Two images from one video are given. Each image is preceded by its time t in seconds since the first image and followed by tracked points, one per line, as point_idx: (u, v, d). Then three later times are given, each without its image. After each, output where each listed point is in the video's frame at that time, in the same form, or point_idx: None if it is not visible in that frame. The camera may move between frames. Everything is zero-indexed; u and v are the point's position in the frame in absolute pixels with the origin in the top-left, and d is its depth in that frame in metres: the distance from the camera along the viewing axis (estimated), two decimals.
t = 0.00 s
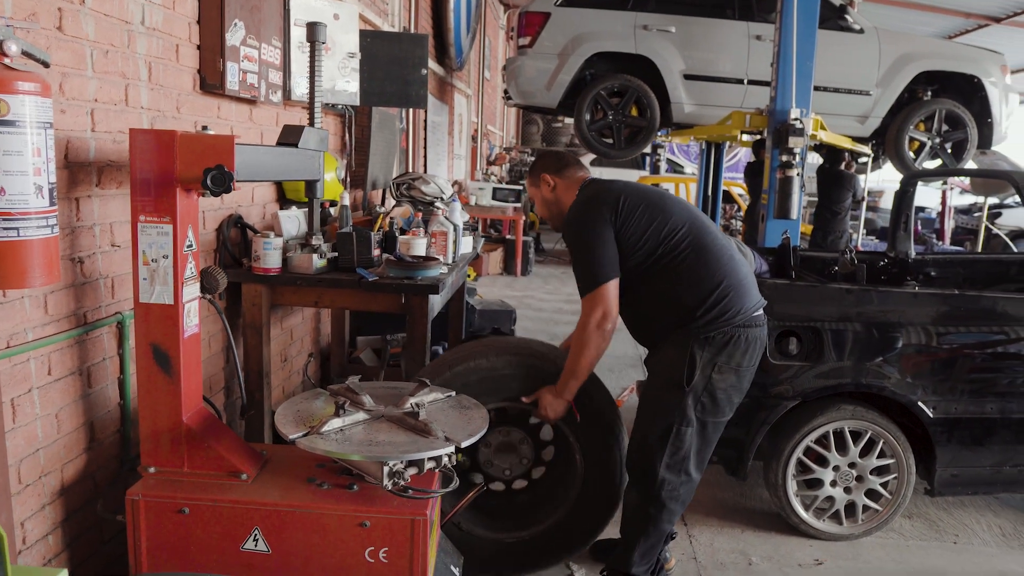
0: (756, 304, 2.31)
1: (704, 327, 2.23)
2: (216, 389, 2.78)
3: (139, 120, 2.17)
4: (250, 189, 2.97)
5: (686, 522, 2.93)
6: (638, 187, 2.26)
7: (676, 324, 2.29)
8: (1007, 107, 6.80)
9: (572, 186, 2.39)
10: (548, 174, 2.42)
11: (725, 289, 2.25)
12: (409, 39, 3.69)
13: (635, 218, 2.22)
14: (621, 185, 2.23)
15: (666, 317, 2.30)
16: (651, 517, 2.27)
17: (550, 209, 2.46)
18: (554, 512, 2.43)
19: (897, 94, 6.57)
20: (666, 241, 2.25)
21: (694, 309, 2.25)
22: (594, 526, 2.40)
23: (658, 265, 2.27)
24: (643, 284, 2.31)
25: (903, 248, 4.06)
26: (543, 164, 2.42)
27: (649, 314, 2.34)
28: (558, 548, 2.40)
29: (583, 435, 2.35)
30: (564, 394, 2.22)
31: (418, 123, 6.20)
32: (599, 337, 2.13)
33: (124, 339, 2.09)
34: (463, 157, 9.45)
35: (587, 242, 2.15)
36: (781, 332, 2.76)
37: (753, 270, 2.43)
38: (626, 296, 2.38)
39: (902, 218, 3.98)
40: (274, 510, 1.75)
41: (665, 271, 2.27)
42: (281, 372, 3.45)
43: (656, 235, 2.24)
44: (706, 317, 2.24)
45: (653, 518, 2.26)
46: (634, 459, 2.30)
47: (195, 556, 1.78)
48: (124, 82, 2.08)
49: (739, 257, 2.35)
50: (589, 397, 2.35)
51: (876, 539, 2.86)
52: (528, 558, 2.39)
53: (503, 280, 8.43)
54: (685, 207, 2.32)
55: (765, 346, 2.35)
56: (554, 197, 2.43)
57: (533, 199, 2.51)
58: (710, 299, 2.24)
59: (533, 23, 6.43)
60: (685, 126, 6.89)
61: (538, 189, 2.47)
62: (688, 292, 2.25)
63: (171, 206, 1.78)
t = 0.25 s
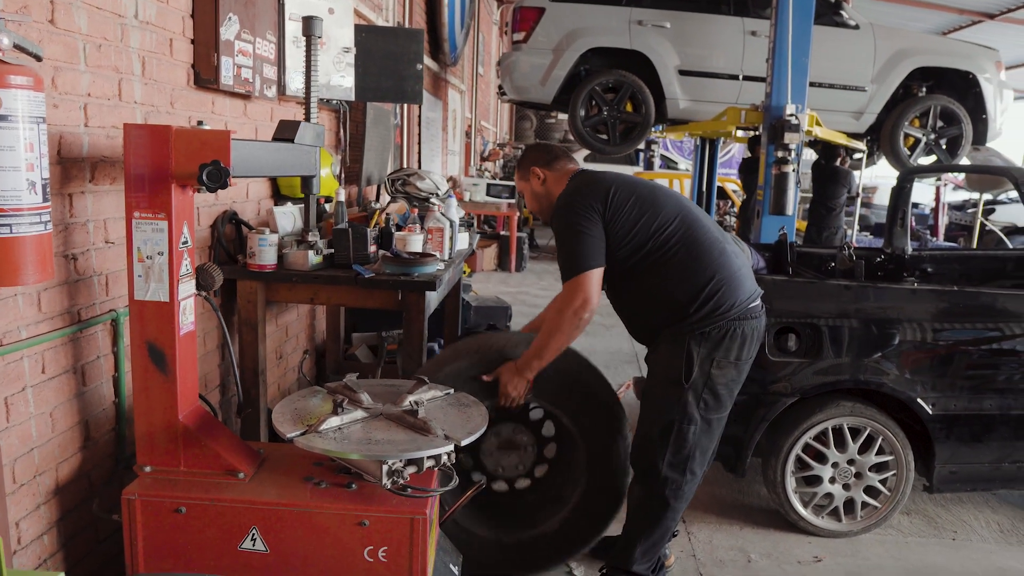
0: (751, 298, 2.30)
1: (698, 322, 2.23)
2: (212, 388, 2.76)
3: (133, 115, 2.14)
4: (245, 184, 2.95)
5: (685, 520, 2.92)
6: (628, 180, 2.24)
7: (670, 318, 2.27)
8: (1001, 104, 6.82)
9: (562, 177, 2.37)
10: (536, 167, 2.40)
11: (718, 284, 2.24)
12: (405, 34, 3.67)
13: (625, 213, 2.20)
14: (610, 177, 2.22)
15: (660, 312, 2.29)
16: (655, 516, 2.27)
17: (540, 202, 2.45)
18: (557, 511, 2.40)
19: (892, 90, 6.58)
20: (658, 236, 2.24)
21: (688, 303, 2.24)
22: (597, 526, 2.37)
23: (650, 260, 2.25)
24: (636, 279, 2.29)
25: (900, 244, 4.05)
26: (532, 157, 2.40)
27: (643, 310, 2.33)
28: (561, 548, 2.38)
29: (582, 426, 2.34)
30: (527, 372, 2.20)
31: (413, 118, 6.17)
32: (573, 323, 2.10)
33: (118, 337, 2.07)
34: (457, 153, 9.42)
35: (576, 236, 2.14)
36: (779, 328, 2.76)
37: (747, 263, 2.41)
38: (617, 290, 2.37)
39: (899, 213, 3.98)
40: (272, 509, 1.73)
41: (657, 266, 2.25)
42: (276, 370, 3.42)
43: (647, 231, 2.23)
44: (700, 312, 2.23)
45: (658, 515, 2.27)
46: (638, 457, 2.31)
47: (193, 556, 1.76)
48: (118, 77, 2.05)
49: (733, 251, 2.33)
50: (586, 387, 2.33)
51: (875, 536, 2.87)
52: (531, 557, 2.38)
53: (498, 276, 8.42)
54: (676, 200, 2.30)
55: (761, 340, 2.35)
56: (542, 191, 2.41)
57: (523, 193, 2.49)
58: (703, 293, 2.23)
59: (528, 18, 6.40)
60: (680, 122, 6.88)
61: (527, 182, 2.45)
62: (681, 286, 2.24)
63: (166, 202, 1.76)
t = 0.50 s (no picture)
0: (763, 290, 2.25)
1: (711, 317, 2.18)
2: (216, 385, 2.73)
3: (131, 108, 2.09)
4: (246, 177, 2.89)
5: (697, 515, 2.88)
6: (630, 177, 2.19)
7: (681, 314, 2.23)
8: (1010, 90, 6.74)
9: (560, 178, 2.31)
10: (532, 169, 2.34)
11: (730, 277, 2.19)
12: (407, 23, 3.60)
13: (630, 213, 2.15)
14: (611, 177, 2.16)
15: (670, 308, 2.24)
16: (668, 512, 2.23)
17: (538, 204, 2.39)
18: (559, 502, 2.37)
19: (899, 78, 6.51)
20: (665, 232, 2.19)
21: (699, 298, 2.19)
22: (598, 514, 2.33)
23: (659, 257, 2.20)
24: (644, 277, 2.24)
25: (910, 233, 3.99)
26: (528, 157, 2.34)
27: (652, 307, 2.28)
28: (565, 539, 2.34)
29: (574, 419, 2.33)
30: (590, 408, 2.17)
31: (414, 110, 6.11)
32: (600, 340, 2.06)
33: (119, 335, 2.02)
34: (458, 145, 9.36)
35: (581, 241, 2.08)
36: (791, 320, 2.71)
37: (756, 253, 2.36)
38: (625, 289, 2.32)
39: (908, 202, 3.92)
40: (277, 511, 1.69)
41: (666, 263, 2.21)
42: (280, 367, 3.38)
43: (655, 229, 2.17)
44: (712, 306, 2.18)
45: (671, 513, 2.22)
46: (650, 454, 2.26)
47: (197, 559, 1.73)
48: (114, 68, 2.00)
49: (742, 242, 2.28)
50: (576, 380, 2.31)
51: (891, 529, 2.83)
52: (535, 553, 2.35)
53: (501, 269, 8.37)
54: (681, 194, 2.25)
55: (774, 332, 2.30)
56: (540, 193, 2.35)
57: (517, 195, 2.42)
58: (715, 288, 2.18)
59: (529, 7, 6.33)
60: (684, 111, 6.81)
61: (523, 183, 2.38)
62: (692, 282, 2.19)
63: (164, 196, 1.71)
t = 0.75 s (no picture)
0: (793, 287, 2.16)
1: (738, 318, 2.09)
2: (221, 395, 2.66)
3: (123, 109, 2.00)
4: (246, 178, 2.81)
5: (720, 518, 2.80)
6: (655, 176, 2.08)
7: (707, 315, 2.13)
8: None
9: (580, 176, 2.21)
10: (549, 166, 2.23)
11: (759, 275, 2.10)
12: (407, 15, 3.50)
13: (654, 212, 2.05)
14: (633, 175, 2.05)
15: (695, 308, 2.14)
16: (686, 520, 2.15)
17: (554, 202, 2.28)
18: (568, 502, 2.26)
19: (909, 60, 6.37)
20: (690, 230, 2.09)
21: (727, 300, 2.10)
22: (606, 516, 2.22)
23: (683, 256, 2.11)
24: (668, 277, 2.14)
25: (929, 219, 3.88)
26: (543, 154, 2.23)
27: (676, 308, 2.19)
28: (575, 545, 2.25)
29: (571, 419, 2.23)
30: (590, 398, 2.11)
31: (416, 106, 6.01)
32: (629, 349, 2.00)
33: (116, 347, 1.94)
34: (462, 140, 9.26)
35: (606, 246, 1.98)
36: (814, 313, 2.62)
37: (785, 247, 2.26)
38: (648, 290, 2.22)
39: (928, 186, 3.75)
40: (284, 529, 1.61)
41: (691, 262, 2.11)
42: (287, 373, 3.30)
43: (679, 228, 2.08)
44: (739, 306, 2.09)
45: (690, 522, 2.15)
46: (668, 460, 2.17)
47: None
48: (104, 68, 1.91)
49: (770, 237, 2.18)
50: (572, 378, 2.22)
51: (921, 529, 2.74)
52: (549, 559, 2.26)
53: (508, 264, 8.29)
54: (705, 189, 2.14)
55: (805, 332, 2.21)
56: (557, 191, 2.24)
57: (530, 193, 2.32)
58: (743, 287, 2.09)
59: None
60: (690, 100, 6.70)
61: (537, 179, 2.26)
62: (718, 281, 2.10)
63: (158, 200, 1.62)
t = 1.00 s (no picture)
0: (817, 294, 2.04)
1: (759, 327, 1.97)
2: (225, 410, 2.58)
3: (117, 118, 1.92)
4: (249, 187, 2.72)
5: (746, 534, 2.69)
6: (671, 168, 1.98)
7: (724, 322, 2.02)
8: None
9: (592, 165, 2.13)
10: (560, 154, 2.15)
11: (779, 279, 1.98)
12: (413, 17, 3.41)
13: (668, 206, 1.94)
14: (648, 164, 1.95)
15: (712, 315, 2.03)
16: (715, 545, 2.07)
17: (566, 191, 2.20)
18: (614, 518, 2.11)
19: (927, 56, 6.21)
20: (707, 229, 1.98)
21: (746, 304, 1.98)
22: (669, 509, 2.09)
23: (700, 257, 1.99)
24: (683, 279, 2.03)
25: (955, 219, 3.74)
26: (554, 142, 2.15)
27: (691, 314, 2.08)
28: (643, 547, 2.10)
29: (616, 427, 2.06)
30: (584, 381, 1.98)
31: (424, 110, 5.93)
32: (631, 336, 1.86)
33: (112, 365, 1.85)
34: (471, 145, 9.17)
35: (615, 238, 1.87)
36: (842, 321, 2.50)
37: (809, 250, 2.14)
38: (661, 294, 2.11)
39: (953, 185, 3.69)
40: (288, 560, 1.50)
41: (708, 263, 1.99)
42: (294, 386, 3.21)
43: (695, 225, 1.97)
44: (759, 314, 1.97)
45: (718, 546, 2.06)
46: (692, 481, 2.08)
47: None
48: (96, 75, 1.83)
49: (793, 241, 2.06)
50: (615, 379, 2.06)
51: (958, 545, 2.61)
52: None
53: (520, 270, 8.19)
54: (724, 186, 2.03)
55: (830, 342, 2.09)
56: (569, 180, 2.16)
57: (540, 183, 2.25)
58: (764, 292, 1.97)
59: None
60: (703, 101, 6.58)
61: (549, 169, 2.19)
62: (737, 286, 1.98)
63: (151, 212, 1.53)
